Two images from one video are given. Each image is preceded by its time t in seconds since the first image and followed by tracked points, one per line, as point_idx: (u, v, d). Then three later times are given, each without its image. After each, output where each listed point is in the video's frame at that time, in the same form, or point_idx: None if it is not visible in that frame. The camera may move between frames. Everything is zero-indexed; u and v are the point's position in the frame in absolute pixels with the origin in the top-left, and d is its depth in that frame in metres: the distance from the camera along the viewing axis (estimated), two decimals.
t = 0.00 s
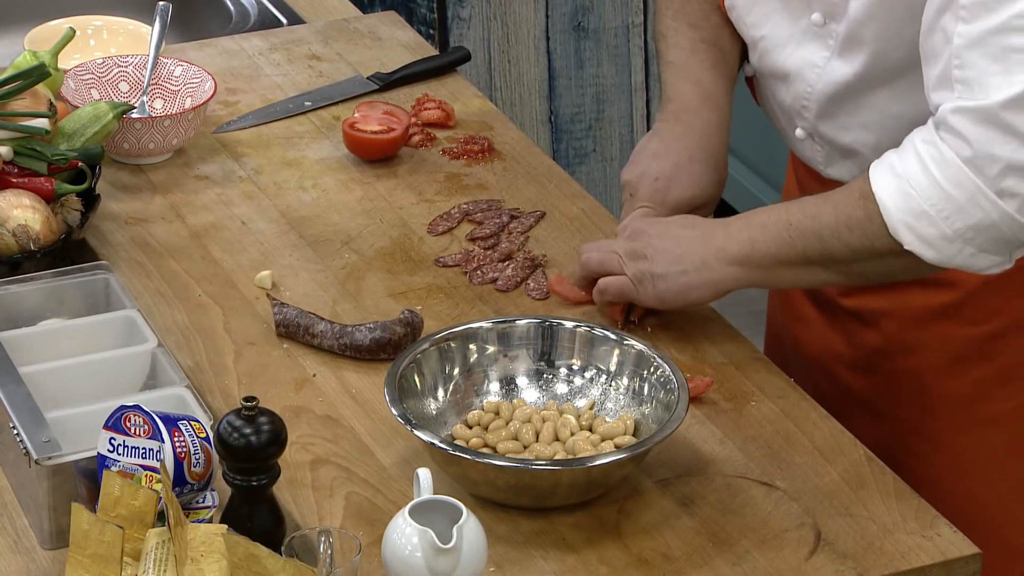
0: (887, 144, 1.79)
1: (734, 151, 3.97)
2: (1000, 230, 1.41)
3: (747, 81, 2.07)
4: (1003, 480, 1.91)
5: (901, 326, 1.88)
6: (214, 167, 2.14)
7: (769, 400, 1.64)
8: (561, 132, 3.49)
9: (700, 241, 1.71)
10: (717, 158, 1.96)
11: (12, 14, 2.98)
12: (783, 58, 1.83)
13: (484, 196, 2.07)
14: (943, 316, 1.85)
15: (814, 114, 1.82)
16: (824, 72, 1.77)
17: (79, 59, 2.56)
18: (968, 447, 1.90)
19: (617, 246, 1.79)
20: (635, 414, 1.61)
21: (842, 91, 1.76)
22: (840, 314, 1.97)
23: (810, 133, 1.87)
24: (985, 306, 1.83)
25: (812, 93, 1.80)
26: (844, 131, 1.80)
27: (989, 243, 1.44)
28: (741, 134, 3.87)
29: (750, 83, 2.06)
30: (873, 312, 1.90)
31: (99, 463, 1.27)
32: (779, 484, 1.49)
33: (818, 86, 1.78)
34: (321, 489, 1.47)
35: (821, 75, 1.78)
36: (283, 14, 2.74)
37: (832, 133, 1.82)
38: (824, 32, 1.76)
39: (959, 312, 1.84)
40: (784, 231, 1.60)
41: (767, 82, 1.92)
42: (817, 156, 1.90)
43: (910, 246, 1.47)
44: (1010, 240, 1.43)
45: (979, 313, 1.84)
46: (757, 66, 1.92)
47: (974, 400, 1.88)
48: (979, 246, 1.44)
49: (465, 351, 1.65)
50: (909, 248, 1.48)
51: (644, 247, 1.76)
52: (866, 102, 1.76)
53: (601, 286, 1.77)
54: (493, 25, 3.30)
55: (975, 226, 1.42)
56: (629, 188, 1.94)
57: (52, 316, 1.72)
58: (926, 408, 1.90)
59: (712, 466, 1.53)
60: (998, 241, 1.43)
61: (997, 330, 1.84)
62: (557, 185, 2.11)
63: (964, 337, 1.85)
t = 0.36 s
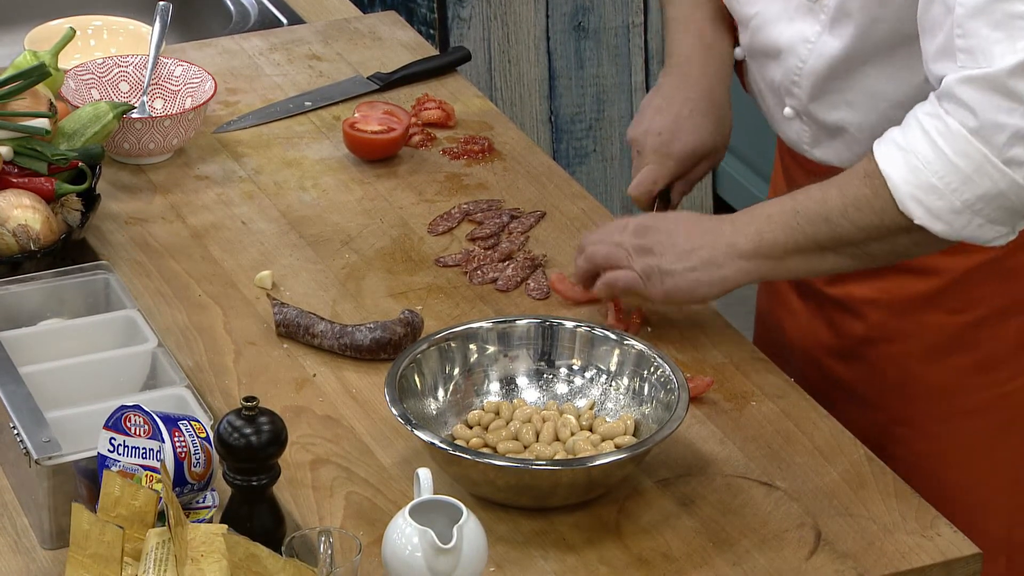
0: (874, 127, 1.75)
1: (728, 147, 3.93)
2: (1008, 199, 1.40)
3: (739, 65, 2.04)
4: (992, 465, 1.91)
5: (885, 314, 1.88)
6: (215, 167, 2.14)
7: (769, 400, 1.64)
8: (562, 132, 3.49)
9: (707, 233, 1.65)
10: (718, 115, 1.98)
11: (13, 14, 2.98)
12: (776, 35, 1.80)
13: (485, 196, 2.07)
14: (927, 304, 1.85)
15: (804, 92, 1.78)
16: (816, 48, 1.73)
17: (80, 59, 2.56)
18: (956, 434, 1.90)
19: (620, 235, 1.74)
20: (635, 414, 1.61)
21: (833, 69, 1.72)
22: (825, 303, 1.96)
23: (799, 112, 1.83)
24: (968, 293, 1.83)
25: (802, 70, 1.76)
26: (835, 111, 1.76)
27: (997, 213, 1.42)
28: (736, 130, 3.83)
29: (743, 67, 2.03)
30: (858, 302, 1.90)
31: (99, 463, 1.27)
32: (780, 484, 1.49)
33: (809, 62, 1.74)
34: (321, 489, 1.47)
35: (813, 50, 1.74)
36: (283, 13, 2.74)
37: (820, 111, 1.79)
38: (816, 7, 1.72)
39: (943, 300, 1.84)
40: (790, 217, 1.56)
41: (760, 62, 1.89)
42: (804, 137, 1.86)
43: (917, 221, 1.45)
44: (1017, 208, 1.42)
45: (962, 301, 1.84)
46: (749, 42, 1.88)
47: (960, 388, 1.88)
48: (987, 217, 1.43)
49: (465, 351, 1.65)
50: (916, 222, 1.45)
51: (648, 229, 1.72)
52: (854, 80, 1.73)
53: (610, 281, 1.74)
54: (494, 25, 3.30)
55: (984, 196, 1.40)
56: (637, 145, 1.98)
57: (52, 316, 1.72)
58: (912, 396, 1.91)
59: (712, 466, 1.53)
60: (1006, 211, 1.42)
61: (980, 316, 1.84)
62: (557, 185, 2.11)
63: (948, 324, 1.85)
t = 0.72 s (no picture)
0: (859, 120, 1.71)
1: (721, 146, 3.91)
2: (962, 201, 1.36)
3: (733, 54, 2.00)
4: (990, 462, 1.93)
5: (878, 313, 1.86)
6: (215, 167, 2.14)
7: (769, 400, 1.64)
8: (562, 132, 3.49)
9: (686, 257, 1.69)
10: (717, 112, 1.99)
11: (13, 14, 2.98)
12: (764, 25, 1.75)
13: (485, 196, 2.07)
14: (919, 304, 1.84)
15: (792, 84, 1.74)
16: (804, 38, 1.69)
17: (80, 59, 2.56)
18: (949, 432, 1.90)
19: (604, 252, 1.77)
20: (635, 414, 1.61)
21: (821, 60, 1.67)
22: (816, 303, 1.94)
23: (787, 103, 1.79)
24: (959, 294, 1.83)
25: (789, 62, 1.72)
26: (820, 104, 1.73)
27: (956, 218, 1.38)
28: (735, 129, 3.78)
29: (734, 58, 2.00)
30: (849, 301, 1.88)
31: (99, 463, 1.27)
32: (780, 484, 1.49)
33: (797, 53, 1.70)
34: (321, 489, 1.47)
35: (801, 42, 1.69)
36: (283, 14, 2.74)
37: (804, 104, 1.75)
38: None
39: (934, 301, 1.83)
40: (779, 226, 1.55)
41: (749, 50, 1.84)
42: (791, 129, 1.83)
43: (874, 225, 1.42)
44: (975, 212, 1.37)
45: (954, 302, 1.83)
46: (741, 31, 1.83)
47: (953, 386, 1.88)
48: (944, 221, 1.39)
49: (465, 351, 1.65)
50: (874, 227, 1.42)
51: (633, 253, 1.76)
52: (838, 73, 1.69)
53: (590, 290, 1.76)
54: (494, 25, 3.30)
55: (936, 197, 1.37)
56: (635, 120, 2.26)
57: (52, 316, 1.72)
58: (908, 396, 1.90)
59: (712, 466, 1.53)
60: (964, 215, 1.38)
61: (972, 316, 1.84)
62: (557, 184, 2.11)
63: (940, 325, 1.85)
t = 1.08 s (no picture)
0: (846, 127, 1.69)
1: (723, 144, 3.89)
2: (1010, 214, 1.34)
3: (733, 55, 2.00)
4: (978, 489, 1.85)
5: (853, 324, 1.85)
6: (215, 167, 2.14)
7: (769, 400, 1.64)
8: (561, 132, 3.49)
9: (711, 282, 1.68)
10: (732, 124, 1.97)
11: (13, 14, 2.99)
12: (764, 18, 1.76)
13: (485, 196, 2.07)
14: (891, 317, 1.81)
15: (785, 78, 1.74)
16: (801, 32, 1.69)
17: (80, 59, 2.56)
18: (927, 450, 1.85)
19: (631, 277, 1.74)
20: (635, 413, 1.61)
21: (816, 55, 1.67)
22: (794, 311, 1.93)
23: (779, 100, 1.79)
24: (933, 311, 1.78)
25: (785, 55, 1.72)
26: (810, 102, 1.72)
27: (1001, 230, 1.36)
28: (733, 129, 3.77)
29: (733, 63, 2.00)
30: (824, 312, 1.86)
31: (99, 463, 1.27)
32: (780, 484, 1.49)
33: (792, 47, 1.70)
34: (321, 488, 1.47)
35: (798, 36, 1.69)
36: (283, 14, 2.74)
37: (798, 102, 1.73)
38: None
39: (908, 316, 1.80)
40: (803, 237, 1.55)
41: (749, 47, 1.85)
42: (780, 128, 1.81)
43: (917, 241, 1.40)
44: (1021, 225, 1.36)
45: (929, 319, 1.78)
46: (740, 26, 1.84)
47: (929, 405, 1.84)
48: (991, 235, 1.37)
49: (465, 351, 1.64)
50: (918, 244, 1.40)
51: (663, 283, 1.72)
52: (831, 71, 1.68)
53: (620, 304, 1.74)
54: (494, 25, 3.30)
55: (983, 211, 1.35)
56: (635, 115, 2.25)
57: (52, 316, 1.72)
58: (887, 409, 1.87)
59: (712, 466, 1.53)
60: (1009, 227, 1.36)
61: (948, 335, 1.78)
62: (557, 184, 2.11)
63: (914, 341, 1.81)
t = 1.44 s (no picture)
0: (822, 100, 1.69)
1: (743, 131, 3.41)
2: (991, 175, 1.44)
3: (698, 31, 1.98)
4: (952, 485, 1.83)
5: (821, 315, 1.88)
6: (216, 167, 2.14)
7: (770, 399, 1.64)
8: (562, 132, 3.48)
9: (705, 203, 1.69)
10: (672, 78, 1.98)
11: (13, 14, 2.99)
12: None
13: (486, 196, 2.08)
14: (862, 309, 1.83)
15: (761, 54, 1.71)
16: (778, 7, 1.66)
17: (81, 59, 2.56)
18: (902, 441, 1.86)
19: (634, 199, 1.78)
20: (636, 414, 1.61)
21: (794, 30, 1.65)
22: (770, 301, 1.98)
23: (753, 77, 1.76)
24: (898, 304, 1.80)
25: (761, 30, 1.69)
26: (785, 79, 1.70)
27: (983, 187, 1.47)
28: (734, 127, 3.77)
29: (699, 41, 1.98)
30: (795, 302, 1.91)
31: (100, 463, 1.27)
32: (781, 484, 1.49)
33: (769, 21, 1.67)
34: (321, 488, 1.47)
35: (776, 10, 1.66)
36: (284, 14, 2.74)
37: (774, 79, 1.72)
38: None
39: (874, 309, 1.82)
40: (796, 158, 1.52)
41: (718, 20, 1.81)
42: (751, 106, 1.80)
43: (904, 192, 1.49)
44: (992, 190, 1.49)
45: (894, 311, 1.80)
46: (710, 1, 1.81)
47: (897, 398, 1.85)
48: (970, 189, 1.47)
49: (466, 351, 1.64)
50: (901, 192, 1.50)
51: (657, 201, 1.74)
52: (809, 49, 1.67)
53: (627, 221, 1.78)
54: (495, 25, 3.33)
55: (970, 174, 1.44)
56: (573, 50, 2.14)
57: (53, 316, 1.72)
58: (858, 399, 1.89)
59: (713, 466, 1.53)
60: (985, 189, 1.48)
61: (912, 329, 1.80)
62: (558, 184, 2.11)
63: (880, 333, 1.83)
